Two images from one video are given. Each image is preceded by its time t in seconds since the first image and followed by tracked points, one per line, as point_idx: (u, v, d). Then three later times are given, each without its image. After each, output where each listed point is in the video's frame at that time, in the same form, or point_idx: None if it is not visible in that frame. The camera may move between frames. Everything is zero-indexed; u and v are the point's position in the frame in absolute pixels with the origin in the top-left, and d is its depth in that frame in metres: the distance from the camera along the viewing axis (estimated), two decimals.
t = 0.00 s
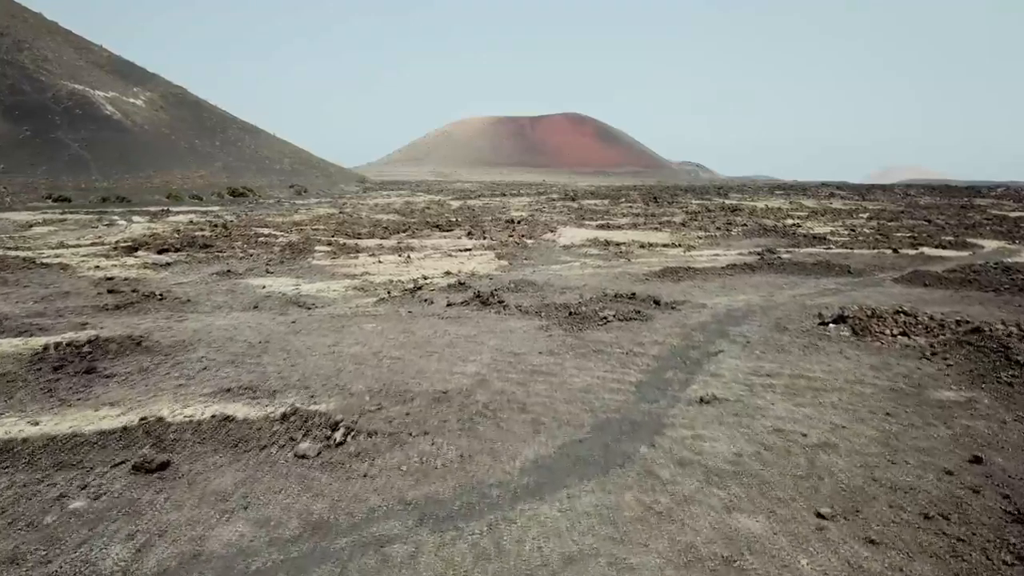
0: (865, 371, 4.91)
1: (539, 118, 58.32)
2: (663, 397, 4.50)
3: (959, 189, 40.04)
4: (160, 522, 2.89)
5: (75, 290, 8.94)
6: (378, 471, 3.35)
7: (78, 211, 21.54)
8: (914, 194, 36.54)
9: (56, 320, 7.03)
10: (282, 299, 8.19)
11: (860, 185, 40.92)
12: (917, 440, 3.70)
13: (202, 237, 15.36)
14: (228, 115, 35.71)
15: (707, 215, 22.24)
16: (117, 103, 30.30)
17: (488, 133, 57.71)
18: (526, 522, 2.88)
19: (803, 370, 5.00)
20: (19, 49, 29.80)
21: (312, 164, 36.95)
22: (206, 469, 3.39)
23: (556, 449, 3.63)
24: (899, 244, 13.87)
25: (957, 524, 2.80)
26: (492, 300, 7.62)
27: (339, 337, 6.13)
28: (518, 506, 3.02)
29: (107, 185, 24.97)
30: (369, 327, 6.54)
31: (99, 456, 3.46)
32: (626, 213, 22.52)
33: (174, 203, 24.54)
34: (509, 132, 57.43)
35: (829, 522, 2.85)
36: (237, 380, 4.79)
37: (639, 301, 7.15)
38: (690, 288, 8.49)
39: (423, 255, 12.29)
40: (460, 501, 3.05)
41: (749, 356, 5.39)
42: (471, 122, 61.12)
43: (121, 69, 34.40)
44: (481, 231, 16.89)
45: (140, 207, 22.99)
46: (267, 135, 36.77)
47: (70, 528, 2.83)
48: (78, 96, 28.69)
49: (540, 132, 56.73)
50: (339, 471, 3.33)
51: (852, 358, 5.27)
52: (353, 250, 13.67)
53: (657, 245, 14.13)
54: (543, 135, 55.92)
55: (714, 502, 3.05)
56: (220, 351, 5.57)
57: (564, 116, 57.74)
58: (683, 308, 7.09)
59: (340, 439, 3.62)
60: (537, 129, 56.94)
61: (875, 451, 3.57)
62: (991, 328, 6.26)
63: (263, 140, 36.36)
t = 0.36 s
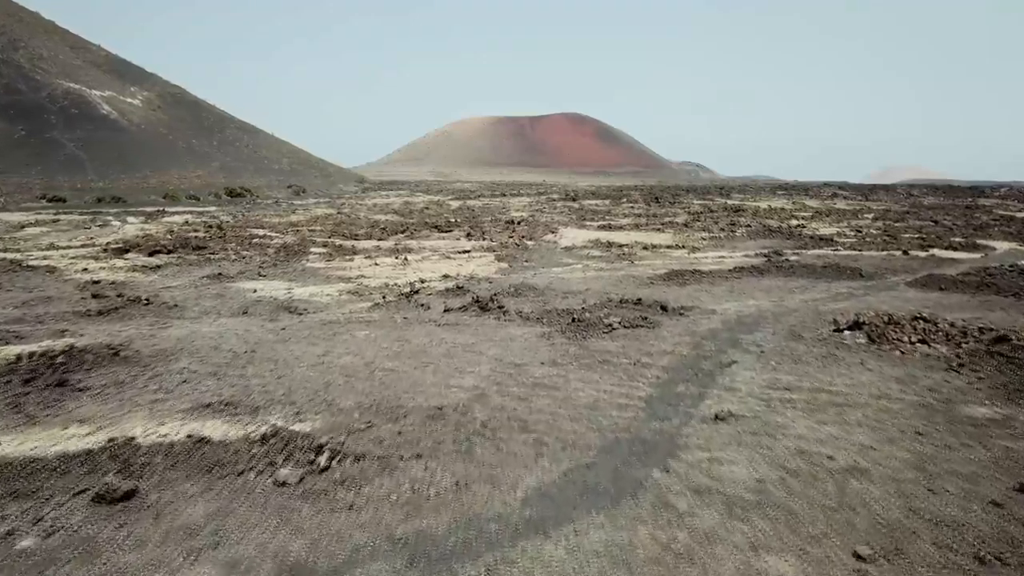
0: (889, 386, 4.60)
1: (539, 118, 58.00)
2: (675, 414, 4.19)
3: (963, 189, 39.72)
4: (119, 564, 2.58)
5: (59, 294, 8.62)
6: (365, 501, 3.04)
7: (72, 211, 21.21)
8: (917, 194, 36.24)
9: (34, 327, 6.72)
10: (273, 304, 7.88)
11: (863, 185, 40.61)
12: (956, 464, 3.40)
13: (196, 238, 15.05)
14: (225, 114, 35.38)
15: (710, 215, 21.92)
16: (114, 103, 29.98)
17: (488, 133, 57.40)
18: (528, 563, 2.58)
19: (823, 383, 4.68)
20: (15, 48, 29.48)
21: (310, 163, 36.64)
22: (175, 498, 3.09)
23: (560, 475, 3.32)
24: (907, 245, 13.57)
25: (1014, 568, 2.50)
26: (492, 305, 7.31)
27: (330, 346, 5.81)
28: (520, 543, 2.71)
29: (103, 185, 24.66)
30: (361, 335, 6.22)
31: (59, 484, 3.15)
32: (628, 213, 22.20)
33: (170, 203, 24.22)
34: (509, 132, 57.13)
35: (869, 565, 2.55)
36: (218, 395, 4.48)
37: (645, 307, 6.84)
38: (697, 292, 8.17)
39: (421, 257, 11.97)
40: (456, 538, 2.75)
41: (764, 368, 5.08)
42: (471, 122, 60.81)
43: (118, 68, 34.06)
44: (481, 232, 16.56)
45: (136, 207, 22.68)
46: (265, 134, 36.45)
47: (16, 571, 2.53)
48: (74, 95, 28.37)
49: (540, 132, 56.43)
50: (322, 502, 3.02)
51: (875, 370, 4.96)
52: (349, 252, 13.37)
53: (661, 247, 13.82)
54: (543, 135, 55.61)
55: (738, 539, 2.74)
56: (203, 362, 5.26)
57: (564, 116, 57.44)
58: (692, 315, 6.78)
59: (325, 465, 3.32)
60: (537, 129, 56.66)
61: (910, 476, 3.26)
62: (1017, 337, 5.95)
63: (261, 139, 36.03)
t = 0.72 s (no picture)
0: (919, 400, 4.29)
1: (539, 118, 57.68)
2: (689, 433, 3.87)
3: (966, 189, 39.42)
4: None
5: (43, 298, 8.30)
6: (349, 538, 2.73)
7: (66, 212, 20.89)
8: (920, 194, 35.93)
9: (11, 334, 6.40)
10: (264, 309, 7.56)
11: (865, 185, 40.31)
12: (1003, 494, 3.10)
13: (189, 239, 14.71)
14: (222, 113, 35.05)
15: (713, 216, 21.59)
16: (110, 102, 29.66)
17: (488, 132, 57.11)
18: None
19: (845, 398, 4.38)
20: (11, 46, 29.15)
21: (309, 163, 36.32)
22: (137, 534, 2.78)
23: (567, 506, 3.02)
24: (917, 247, 13.25)
25: None
26: (492, 310, 6.99)
27: (320, 356, 5.49)
28: None
29: (99, 185, 24.35)
30: (354, 343, 5.90)
31: (10, 519, 2.84)
32: (630, 214, 21.89)
33: (166, 203, 23.91)
34: (509, 132, 56.83)
35: None
36: (197, 411, 4.17)
37: (652, 313, 6.52)
38: (705, 296, 7.85)
39: (419, 259, 11.65)
40: None
41: (781, 379, 4.77)
42: (471, 122, 60.52)
43: (114, 66, 33.72)
44: (481, 232, 16.26)
45: (132, 208, 22.37)
46: (263, 134, 36.12)
47: None
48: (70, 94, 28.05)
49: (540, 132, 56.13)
50: (301, 539, 2.72)
51: (900, 382, 4.64)
52: (346, 254, 13.04)
53: (665, 248, 13.50)
54: (543, 135, 55.28)
55: None
56: (185, 373, 4.95)
57: (564, 116, 57.11)
58: (701, 321, 6.46)
59: (306, 496, 3.01)
60: (538, 129, 56.36)
61: (955, 509, 2.96)
62: None
63: (259, 139, 35.71)
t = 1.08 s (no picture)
0: (952, 418, 3.98)
1: (539, 118, 57.34)
2: (706, 455, 3.57)
3: (969, 189, 39.13)
4: None
5: (24, 302, 7.99)
6: None
7: (60, 212, 20.58)
8: (923, 194, 35.61)
9: None
10: (253, 315, 7.23)
11: (867, 186, 40.01)
12: None
13: (182, 241, 14.37)
14: (220, 113, 34.72)
15: (716, 216, 21.28)
16: (107, 101, 29.36)
17: (488, 133, 56.80)
18: None
19: (872, 415, 4.06)
20: (6, 46, 28.85)
21: (307, 163, 36.01)
22: None
23: (575, 544, 2.71)
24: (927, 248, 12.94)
25: None
26: (492, 316, 6.66)
27: (309, 367, 5.17)
28: None
29: (95, 186, 24.02)
30: (345, 353, 5.58)
31: None
32: (632, 214, 21.58)
33: (162, 204, 23.60)
34: (509, 132, 56.53)
35: None
36: (171, 431, 3.85)
37: (660, 320, 6.20)
38: (714, 302, 7.53)
39: (417, 261, 11.32)
40: None
41: (801, 393, 4.46)
42: (470, 122, 60.21)
43: (110, 65, 33.37)
44: (480, 234, 15.94)
45: (127, 208, 22.05)
46: (261, 134, 35.80)
47: None
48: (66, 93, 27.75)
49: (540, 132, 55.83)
50: None
51: (930, 397, 4.33)
52: (342, 256, 12.72)
53: (669, 250, 13.17)
54: (543, 135, 54.94)
55: None
56: (163, 386, 4.63)
57: (564, 116, 56.77)
58: (712, 328, 6.14)
59: (282, 533, 2.70)
60: (538, 129, 56.07)
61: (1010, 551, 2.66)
62: None
63: (257, 138, 35.38)
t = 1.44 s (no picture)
0: (993, 440, 3.66)
1: (539, 117, 57.02)
2: (726, 482, 3.24)
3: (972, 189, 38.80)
4: None
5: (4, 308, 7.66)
6: None
7: (54, 212, 20.26)
8: (927, 194, 35.28)
9: None
10: (241, 321, 6.90)
11: (870, 185, 39.67)
12: None
13: (175, 242, 14.04)
14: (217, 112, 34.37)
15: (719, 216, 20.95)
16: (103, 100, 29.04)
17: (488, 132, 56.49)
18: None
19: (904, 436, 3.74)
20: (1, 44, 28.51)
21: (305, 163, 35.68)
22: None
23: None
24: (938, 249, 12.61)
25: None
26: (491, 323, 6.33)
27: (297, 379, 4.85)
28: None
29: (90, 186, 23.71)
30: (335, 363, 5.26)
31: None
32: (634, 214, 21.26)
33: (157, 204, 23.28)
34: (509, 131, 56.21)
35: None
36: (140, 455, 3.52)
37: (669, 328, 5.87)
38: (723, 308, 7.20)
39: (414, 263, 10.99)
40: None
41: (825, 410, 4.13)
42: (470, 122, 59.90)
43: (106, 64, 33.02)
44: (480, 234, 15.61)
45: (122, 209, 21.74)
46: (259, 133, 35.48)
47: None
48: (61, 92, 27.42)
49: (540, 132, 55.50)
50: None
51: (965, 415, 4.01)
52: (338, 258, 12.41)
53: (673, 252, 12.82)
54: (543, 135, 54.60)
55: None
56: (137, 402, 4.30)
57: (565, 116, 56.49)
58: (723, 337, 5.82)
59: None
60: (538, 129, 55.75)
61: None
62: None
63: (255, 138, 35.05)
